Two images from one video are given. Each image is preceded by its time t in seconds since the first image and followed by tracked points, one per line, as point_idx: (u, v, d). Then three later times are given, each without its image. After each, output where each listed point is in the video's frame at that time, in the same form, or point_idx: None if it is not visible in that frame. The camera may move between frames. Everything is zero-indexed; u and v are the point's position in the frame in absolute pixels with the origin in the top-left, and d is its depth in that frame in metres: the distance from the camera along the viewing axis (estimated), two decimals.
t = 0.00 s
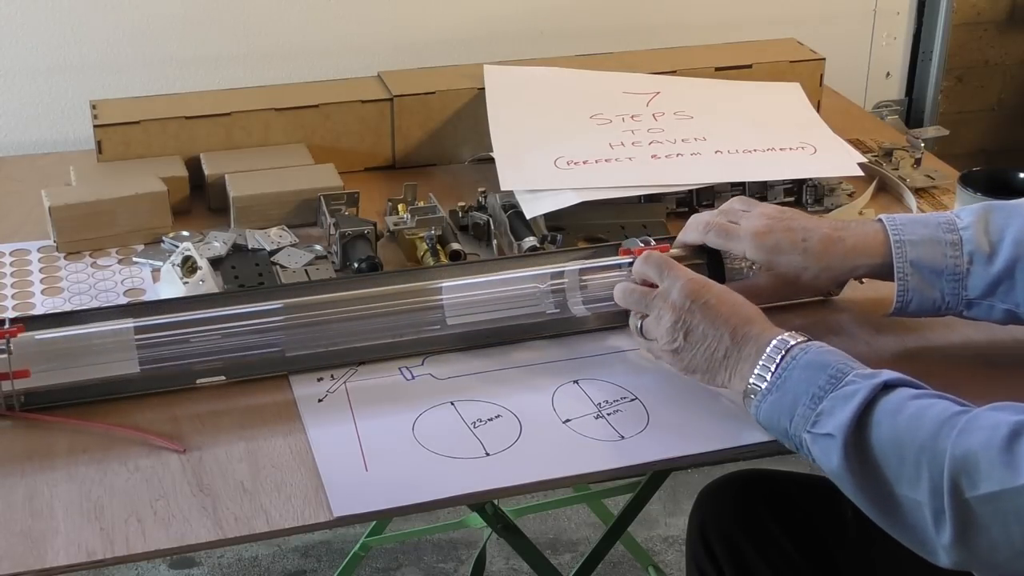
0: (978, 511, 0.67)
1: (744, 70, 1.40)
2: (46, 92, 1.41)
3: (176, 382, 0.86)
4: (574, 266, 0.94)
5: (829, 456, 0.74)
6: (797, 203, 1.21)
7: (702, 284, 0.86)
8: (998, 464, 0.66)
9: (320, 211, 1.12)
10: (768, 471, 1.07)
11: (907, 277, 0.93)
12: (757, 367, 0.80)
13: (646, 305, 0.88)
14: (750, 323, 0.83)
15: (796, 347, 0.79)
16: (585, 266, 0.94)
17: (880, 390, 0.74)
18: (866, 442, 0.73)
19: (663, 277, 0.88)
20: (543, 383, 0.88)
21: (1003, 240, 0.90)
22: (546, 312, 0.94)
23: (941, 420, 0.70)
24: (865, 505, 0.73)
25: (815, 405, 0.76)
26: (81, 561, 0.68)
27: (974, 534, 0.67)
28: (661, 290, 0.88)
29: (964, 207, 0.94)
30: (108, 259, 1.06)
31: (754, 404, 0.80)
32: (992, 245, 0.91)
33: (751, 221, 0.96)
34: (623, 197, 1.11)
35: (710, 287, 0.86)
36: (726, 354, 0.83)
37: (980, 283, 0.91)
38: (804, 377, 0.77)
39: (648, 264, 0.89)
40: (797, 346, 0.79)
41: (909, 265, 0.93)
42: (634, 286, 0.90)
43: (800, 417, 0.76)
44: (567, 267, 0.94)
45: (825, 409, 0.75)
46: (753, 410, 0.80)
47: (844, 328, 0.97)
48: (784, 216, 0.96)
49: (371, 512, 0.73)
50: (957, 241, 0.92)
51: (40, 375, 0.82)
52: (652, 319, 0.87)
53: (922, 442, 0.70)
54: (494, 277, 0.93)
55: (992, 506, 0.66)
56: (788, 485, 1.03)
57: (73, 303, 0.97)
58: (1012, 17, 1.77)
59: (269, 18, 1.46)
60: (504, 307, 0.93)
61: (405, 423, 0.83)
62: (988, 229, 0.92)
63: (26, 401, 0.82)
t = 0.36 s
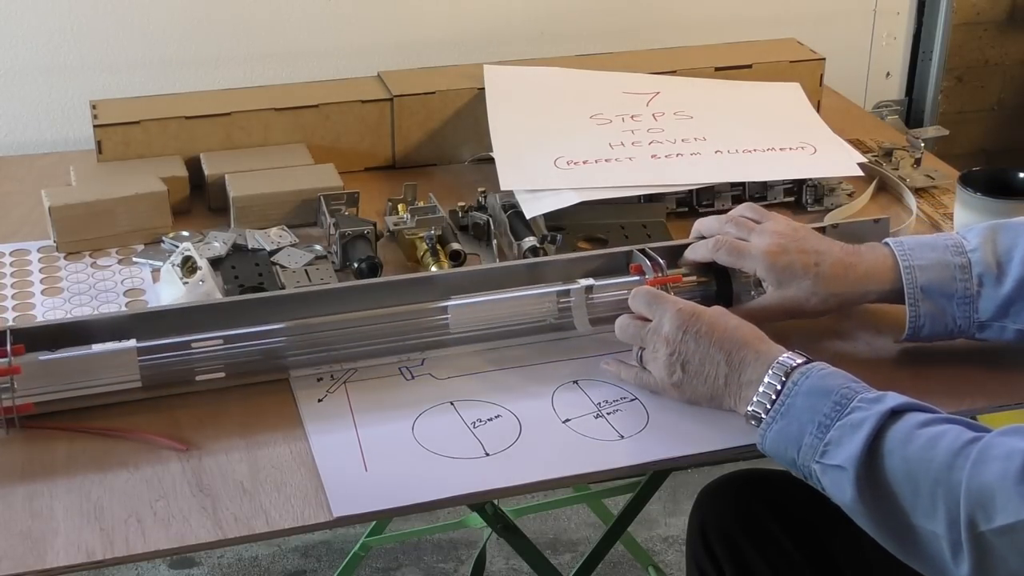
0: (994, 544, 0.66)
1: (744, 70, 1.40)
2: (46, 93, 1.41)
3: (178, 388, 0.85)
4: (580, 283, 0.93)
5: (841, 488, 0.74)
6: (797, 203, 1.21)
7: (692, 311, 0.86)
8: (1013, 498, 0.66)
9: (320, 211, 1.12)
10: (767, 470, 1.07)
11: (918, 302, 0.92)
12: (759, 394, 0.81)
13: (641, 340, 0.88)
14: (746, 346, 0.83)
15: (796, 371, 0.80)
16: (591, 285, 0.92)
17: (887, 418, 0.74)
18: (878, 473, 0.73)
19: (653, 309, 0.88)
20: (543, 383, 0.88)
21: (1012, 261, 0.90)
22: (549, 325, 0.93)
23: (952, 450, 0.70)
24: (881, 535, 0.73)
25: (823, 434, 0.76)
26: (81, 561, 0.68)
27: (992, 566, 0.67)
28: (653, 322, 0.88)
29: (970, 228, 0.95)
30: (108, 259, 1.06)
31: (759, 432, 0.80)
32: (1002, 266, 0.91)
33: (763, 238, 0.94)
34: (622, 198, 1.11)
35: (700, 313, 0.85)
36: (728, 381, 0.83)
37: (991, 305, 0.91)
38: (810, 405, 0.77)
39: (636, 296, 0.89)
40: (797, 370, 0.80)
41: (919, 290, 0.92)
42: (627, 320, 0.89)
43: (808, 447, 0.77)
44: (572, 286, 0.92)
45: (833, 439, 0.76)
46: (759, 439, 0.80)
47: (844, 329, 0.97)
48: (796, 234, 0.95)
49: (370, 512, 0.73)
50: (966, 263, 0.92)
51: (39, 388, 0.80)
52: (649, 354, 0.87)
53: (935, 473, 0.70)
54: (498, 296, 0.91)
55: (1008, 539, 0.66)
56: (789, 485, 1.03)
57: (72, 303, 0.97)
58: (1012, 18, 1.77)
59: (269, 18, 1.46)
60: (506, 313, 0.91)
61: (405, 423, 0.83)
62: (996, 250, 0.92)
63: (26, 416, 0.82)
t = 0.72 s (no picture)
0: (1004, 549, 0.66)
1: (744, 70, 1.40)
2: (46, 93, 1.41)
3: (178, 392, 0.84)
4: (582, 288, 0.93)
5: (849, 493, 0.75)
6: (797, 203, 1.20)
7: (698, 315, 0.87)
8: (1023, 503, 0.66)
9: (320, 211, 1.12)
10: (768, 469, 1.07)
11: (925, 307, 0.92)
12: (764, 398, 0.81)
13: (645, 343, 0.88)
14: (752, 351, 0.84)
15: (803, 376, 0.80)
16: (592, 289, 0.93)
17: (896, 423, 0.75)
18: (887, 478, 0.73)
19: (657, 313, 0.89)
20: (542, 383, 0.88)
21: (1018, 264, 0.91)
22: (548, 329, 0.93)
23: (962, 456, 0.71)
24: (890, 540, 0.74)
25: (831, 439, 0.77)
26: (81, 562, 0.68)
27: (1002, 571, 0.67)
28: (657, 325, 0.88)
29: (975, 233, 0.95)
30: (108, 259, 1.06)
31: (766, 437, 0.80)
32: (1007, 270, 0.91)
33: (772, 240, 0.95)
34: (622, 198, 1.11)
35: (705, 317, 0.87)
36: (732, 384, 0.83)
37: (998, 309, 0.91)
38: (818, 410, 0.78)
39: (640, 301, 0.90)
40: (804, 374, 0.80)
41: (926, 295, 0.92)
42: (631, 324, 0.90)
43: (816, 452, 0.77)
44: (573, 291, 0.93)
45: (842, 444, 0.76)
46: (765, 444, 0.80)
47: (844, 329, 0.97)
48: (805, 238, 0.95)
49: (371, 512, 0.73)
50: (972, 268, 0.92)
51: (39, 393, 0.80)
52: (652, 357, 0.87)
53: (945, 478, 0.71)
54: (500, 300, 0.92)
55: (1018, 544, 0.66)
56: (789, 484, 1.03)
57: (72, 303, 0.97)
58: (1012, 18, 1.77)
59: (269, 18, 1.46)
60: (505, 314, 0.91)
61: (405, 423, 0.83)
62: (1001, 254, 0.92)
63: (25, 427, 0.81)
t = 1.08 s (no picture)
0: (1007, 554, 0.66)
1: (744, 70, 1.40)
2: (46, 93, 1.41)
3: (177, 392, 0.84)
4: (582, 288, 0.93)
5: (853, 497, 0.75)
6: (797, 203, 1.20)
7: (702, 318, 0.87)
8: None
9: (320, 211, 1.12)
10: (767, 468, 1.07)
11: (948, 275, 0.93)
12: (767, 402, 0.81)
13: (648, 344, 0.89)
14: (756, 355, 0.84)
15: (809, 380, 0.81)
16: (592, 289, 0.93)
17: (900, 427, 0.75)
18: (891, 483, 0.73)
19: (660, 315, 0.89)
20: (542, 383, 0.88)
21: None
22: (548, 328, 0.93)
23: (965, 461, 0.71)
24: (894, 545, 0.74)
25: (835, 443, 0.77)
26: (81, 562, 0.68)
27: None
28: (660, 327, 0.88)
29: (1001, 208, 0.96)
30: (108, 259, 1.06)
31: (770, 441, 0.81)
32: None
33: (793, 210, 0.96)
34: (622, 197, 1.11)
35: (709, 320, 0.87)
36: (735, 388, 0.83)
37: (1019, 283, 0.92)
38: (823, 414, 0.78)
39: (643, 303, 0.90)
40: (809, 378, 0.81)
41: (951, 262, 0.93)
42: (634, 325, 0.90)
43: (821, 456, 0.77)
44: (573, 291, 0.93)
45: (846, 448, 0.76)
46: (770, 448, 0.81)
47: (845, 329, 0.97)
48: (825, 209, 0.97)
49: (371, 512, 0.73)
50: (997, 240, 0.93)
51: (39, 393, 0.80)
52: (654, 358, 0.88)
53: (948, 483, 0.71)
54: (501, 300, 0.92)
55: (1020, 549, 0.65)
56: (789, 484, 1.03)
57: (72, 303, 0.97)
58: (1012, 18, 1.77)
59: (269, 19, 1.46)
60: (505, 314, 0.91)
61: (405, 423, 0.83)
62: None
63: (25, 427, 0.81)
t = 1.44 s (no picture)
0: (1009, 554, 0.66)
1: (744, 70, 1.40)
2: (46, 93, 1.41)
3: (178, 392, 0.84)
4: (582, 289, 0.94)
5: (855, 497, 0.75)
6: (797, 203, 1.21)
7: (702, 319, 0.88)
8: None
9: (320, 211, 1.12)
10: (767, 468, 1.07)
11: (934, 292, 0.93)
12: (768, 401, 0.81)
13: (647, 344, 0.89)
14: (756, 356, 0.85)
15: (810, 380, 0.81)
16: (592, 290, 0.93)
17: (901, 428, 0.75)
18: (892, 483, 0.73)
19: (659, 315, 0.89)
20: (542, 383, 0.88)
21: None
22: (547, 329, 0.93)
23: (967, 461, 0.71)
24: (895, 545, 0.73)
25: (836, 443, 0.77)
26: (81, 561, 0.68)
27: None
28: (660, 328, 0.89)
29: (979, 214, 0.95)
30: (108, 259, 1.06)
31: (771, 441, 0.81)
32: (1014, 252, 0.92)
33: (780, 269, 0.93)
34: (622, 198, 1.11)
35: (709, 321, 0.88)
36: (735, 388, 0.84)
37: (1004, 291, 0.92)
38: (824, 413, 0.78)
39: (643, 304, 0.91)
40: (810, 378, 0.81)
41: (935, 279, 0.93)
42: (634, 326, 0.90)
43: (822, 456, 0.77)
44: (574, 292, 0.93)
45: (847, 448, 0.76)
46: (770, 448, 0.81)
47: (845, 330, 0.97)
48: (808, 257, 0.94)
49: (371, 512, 0.73)
50: (979, 250, 0.93)
51: (39, 393, 0.80)
52: (654, 359, 0.88)
53: (949, 483, 0.71)
54: (501, 301, 0.92)
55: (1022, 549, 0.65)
56: (789, 484, 1.03)
57: (72, 303, 0.97)
58: (1013, 18, 1.77)
59: (269, 19, 1.46)
60: (505, 314, 0.91)
61: (405, 423, 0.83)
62: (1008, 236, 0.93)
63: (25, 427, 0.81)
